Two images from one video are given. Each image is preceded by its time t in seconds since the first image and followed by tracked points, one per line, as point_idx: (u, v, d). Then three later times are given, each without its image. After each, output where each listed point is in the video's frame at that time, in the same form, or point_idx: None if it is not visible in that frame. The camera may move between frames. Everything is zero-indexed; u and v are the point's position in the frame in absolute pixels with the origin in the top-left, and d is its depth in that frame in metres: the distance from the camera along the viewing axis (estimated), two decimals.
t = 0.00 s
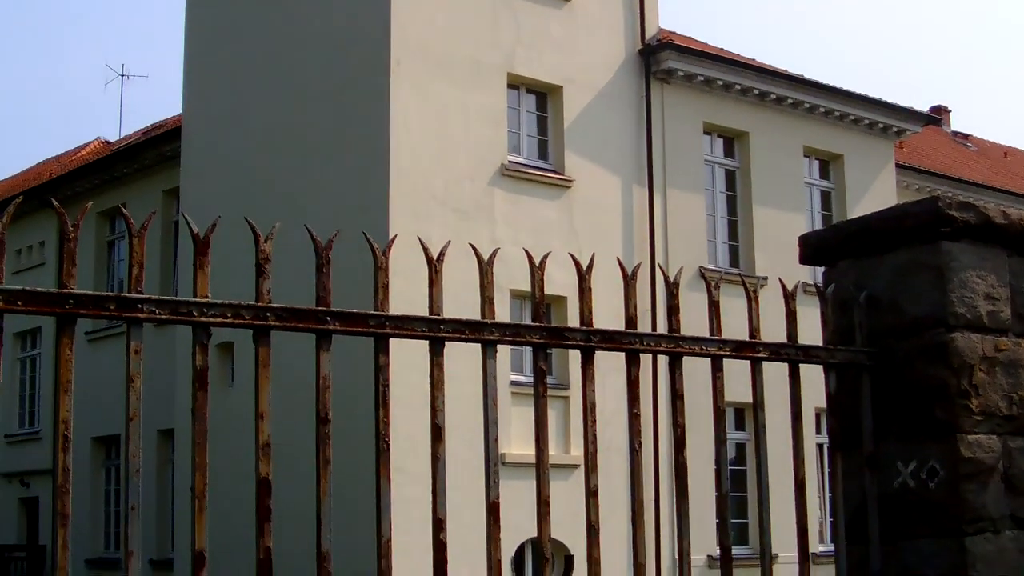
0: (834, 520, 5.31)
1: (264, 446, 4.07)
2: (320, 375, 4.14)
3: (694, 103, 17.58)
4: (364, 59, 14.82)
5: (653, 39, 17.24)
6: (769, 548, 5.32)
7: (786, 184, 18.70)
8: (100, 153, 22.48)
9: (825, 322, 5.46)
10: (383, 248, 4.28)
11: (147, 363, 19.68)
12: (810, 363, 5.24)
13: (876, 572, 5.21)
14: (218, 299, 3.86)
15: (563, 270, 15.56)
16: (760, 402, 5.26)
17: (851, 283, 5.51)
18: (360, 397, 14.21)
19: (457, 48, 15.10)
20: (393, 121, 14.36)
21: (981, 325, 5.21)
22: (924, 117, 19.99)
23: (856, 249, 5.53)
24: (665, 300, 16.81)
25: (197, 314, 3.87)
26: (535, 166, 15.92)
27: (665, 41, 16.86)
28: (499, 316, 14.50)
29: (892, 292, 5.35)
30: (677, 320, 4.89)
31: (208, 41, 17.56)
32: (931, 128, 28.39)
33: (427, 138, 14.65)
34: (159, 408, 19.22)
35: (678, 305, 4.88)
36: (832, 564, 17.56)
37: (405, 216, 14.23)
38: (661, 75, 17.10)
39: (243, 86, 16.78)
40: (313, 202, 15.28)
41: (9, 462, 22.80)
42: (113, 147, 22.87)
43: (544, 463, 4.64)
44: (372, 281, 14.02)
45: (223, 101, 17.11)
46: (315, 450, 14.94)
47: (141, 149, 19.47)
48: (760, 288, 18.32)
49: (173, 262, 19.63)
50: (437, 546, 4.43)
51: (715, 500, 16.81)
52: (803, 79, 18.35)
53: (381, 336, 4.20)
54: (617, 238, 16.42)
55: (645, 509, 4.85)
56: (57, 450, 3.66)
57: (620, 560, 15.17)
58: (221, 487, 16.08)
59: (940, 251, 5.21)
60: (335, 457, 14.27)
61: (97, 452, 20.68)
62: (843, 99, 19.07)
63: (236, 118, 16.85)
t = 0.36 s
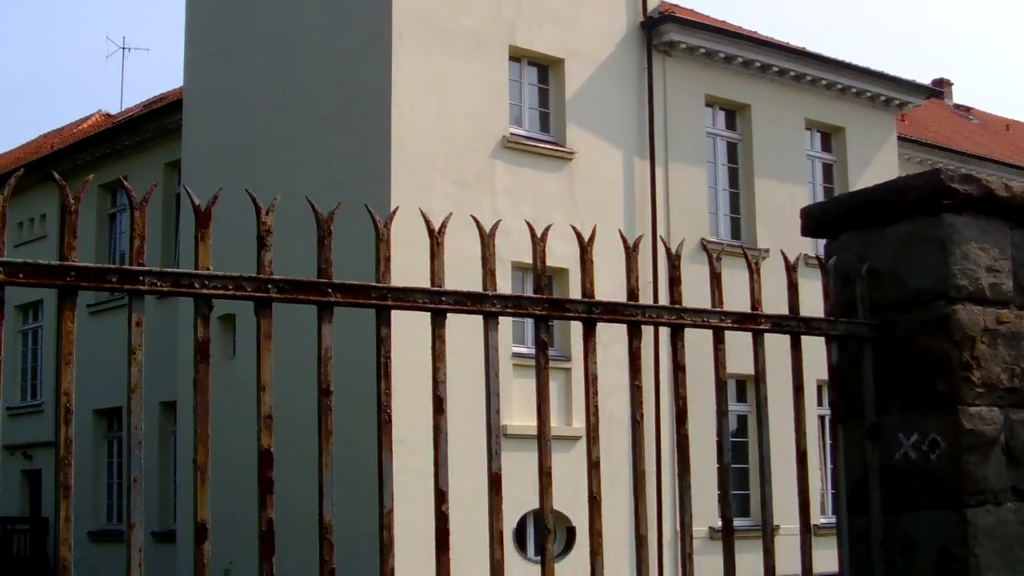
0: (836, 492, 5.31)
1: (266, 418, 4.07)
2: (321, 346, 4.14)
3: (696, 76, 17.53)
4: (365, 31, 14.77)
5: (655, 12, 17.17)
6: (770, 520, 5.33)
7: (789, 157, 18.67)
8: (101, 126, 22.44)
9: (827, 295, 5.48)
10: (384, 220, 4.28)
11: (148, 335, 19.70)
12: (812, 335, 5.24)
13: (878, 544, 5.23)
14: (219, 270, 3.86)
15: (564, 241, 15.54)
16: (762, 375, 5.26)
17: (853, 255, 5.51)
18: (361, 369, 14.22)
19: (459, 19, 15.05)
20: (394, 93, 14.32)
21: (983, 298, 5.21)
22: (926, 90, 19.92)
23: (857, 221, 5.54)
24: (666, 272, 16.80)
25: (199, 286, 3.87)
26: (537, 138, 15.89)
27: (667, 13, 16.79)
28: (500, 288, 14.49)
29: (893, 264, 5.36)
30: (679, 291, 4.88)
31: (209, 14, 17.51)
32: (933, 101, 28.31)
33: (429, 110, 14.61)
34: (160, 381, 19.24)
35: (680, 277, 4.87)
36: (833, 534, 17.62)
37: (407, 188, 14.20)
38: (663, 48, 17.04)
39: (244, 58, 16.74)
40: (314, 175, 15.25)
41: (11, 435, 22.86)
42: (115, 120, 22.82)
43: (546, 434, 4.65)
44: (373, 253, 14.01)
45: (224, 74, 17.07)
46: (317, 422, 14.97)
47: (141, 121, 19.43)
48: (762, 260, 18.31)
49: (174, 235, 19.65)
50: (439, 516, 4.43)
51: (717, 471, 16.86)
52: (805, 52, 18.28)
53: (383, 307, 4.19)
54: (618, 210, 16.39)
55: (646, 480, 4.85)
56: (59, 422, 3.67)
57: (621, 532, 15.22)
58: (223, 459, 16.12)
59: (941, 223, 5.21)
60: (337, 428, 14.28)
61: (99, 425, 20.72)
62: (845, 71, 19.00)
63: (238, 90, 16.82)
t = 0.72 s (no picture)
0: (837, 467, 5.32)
1: (267, 393, 4.07)
2: (323, 321, 4.13)
3: (698, 50, 17.47)
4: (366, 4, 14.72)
5: None
6: (772, 496, 5.33)
7: (791, 131, 18.63)
8: (102, 101, 22.39)
9: (828, 269, 5.49)
10: (385, 194, 4.26)
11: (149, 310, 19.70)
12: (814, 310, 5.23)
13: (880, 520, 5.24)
14: (220, 245, 3.85)
15: (566, 215, 15.51)
16: (764, 349, 5.25)
17: (855, 230, 5.52)
18: (363, 344, 14.23)
19: None
20: (396, 67, 14.27)
21: (985, 272, 5.22)
22: (929, 64, 19.86)
23: (859, 196, 5.54)
24: (668, 246, 16.78)
25: (200, 261, 3.86)
26: (538, 113, 15.86)
27: None
28: (502, 263, 14.47)
29: (895, 238, 5.36)
30: (681, 266, 4.87)
31: None
32: (936, 75, 28.23)
33: (431, 83, 14.56)
34: (161, 355, 19.24)
35: (682, 251, 4.86)
36: (834, 509, 17.64)
37: (408, 162, 14.15)
38: (665, 21, 16.98)
39: (245, 33, 16.70)
40: (315, 149, 15.22)
41: (12, 410, 22.90)
42: (115, 94, 22.78)
43: (547, 409, 4.64)
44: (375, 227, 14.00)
45: (226, 48, 17.03)
46: (319, 396, 14.99)
47: (142, 96, 19.39)
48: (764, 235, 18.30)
49: (175, 209, 19.65)
50: (441, 492, 4.43)
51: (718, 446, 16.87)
52: (808, 26, 18.21)
53: (385, 282, 4.18)
54: (620, 185, 16.36)
55: (648, 455, 4.85)
56: (60, 397, 3.68)
57: (622, 506, 15.25)
58: (225, 434, 16.16)
59: (944, 198, 5.21)
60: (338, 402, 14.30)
61: (100, 399, 20.74)
62: (847, 46, 18.94)
63: (239, 64, 16.77)
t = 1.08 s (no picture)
0: (838, 446, 5.34)
1: (268, 371, 4.08)
2: (323, 299, 4.14)
3: (698, 28, 17.43)
4: None
5: None
6: (772, 475, 5.34)
7: (791, 110, 18.60)
8: (101, 80, 22.35)
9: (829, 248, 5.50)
10: (386, 172, 4.26)
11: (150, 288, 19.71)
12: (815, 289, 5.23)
13: (880, 499, 5.26)
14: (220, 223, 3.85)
15: (566, 193, 15.49)
16: (765, 328, 5.26)
17: (857, 209, 5.52)
18: (364, 322, 14.22)
19: None
20: (396, 45, 14.23)
21: (986, 251, 5.24)
22: (930, 43, 19.81)
23: (860, 175, 5.55)
24: (668, 224, 16.76)
25: (201, 239, 3.86)
26: (539, 91, 15.83)
27: None
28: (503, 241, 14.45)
29: (896, 217, 5.37)
30: (682, 245, 4.87)
31: None
32: (937, 54, 28.15)
33: (431, 61, 14.52)
34: (162, 334, 19.24)
35: (683, 229, 4.86)
36: (834, 487, 17.66)
37: (409, 139, 14.12)
38: None
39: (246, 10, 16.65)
40: (315, 127, 15.19)
41: (13, 389, 22.93)
42: (116, 72, 22.74)
43: (547, 387, 4.65)
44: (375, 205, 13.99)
45: (226, 26, 16.99)
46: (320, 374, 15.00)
47: (142, 74, 19.35)
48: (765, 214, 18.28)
49: (175, 188, 19.64)
50: (441, 470, 4.45)
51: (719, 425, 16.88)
52: (809, 4, 18.17)
53: (385, 260, 4.19)
54: (621, 163, 16.32)
55: (649, 434, 4.86)
56: (61, 376, 3.68)
57: (623, 484, 15.27)
58: (226, 412, 16.18)
59: (945, 177, 5.22)
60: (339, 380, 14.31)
61: (101, 378, 20.77)
62: (848, 25, 18.90)
63: (239, 43, 16.73)
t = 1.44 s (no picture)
0: (840, 424, 5.34)
1: (270, 350, 4.09)
2: (325, 279, 4.14)
3: (701, 8, 17.38)
4: None
5: None
6: (773, 454, 5.35)
7: (793, 90, 18.56)
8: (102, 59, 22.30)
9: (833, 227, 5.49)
10: (388, 151, 4.26)
11: (151, 268, 19.70)
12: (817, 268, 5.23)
13: (880, 478, 5.27)
14: (222, 203, 3.84)
15: (568, 173, 15.46)
16: (767, 307, 5.26)
17: (859, 189, 5.52)
18: (366, 302, 14.22)
19: None
20: (398, 23, 14.18)
21: (988, 231, 5.23)
22: (932, 23, 19.76)
23: (861, 154, 5.55)
24: (670, 203, 16.74)
25: (203, 219, 3.87)
26: (540, 70, 15.79)
27: None
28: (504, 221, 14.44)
29: (897, 197, 5.37)
30: (684, 224, 4.87)
31: None
32: (939, 34, 28.07)
33: (433, 40, 14.48)
34: (163, 313, 19.25)
35: (685, 210, 4.86)
36: (835, 467, 17.67)
37: (411, 119, 14.09)
38: None
39: None
40: (317, 106, 15.17)
41: (15, 368, 22.95)
42: (117, 52, 22.69)
43: (549, 365, 4.65)
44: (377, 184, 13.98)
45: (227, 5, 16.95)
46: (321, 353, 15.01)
47: (143, 53, 19.31)
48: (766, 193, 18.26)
49: (177, 168, 19.64)
50: (442, 450, 4.46)
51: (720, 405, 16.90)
52: None
53: (387, 240, 4.19)
54: (622, 143, 16.29)
55: (650, 414, 4.87)
56: (63, 355, 3.69)
57: (624, 464, 15.29)
58: (229, 391, 16.21)
59: (948, 156, 5.21)
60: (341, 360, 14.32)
61: (104, 357, 20.78)
62: (850, 5, 18.85)
63: (241, 22, 16.68)
